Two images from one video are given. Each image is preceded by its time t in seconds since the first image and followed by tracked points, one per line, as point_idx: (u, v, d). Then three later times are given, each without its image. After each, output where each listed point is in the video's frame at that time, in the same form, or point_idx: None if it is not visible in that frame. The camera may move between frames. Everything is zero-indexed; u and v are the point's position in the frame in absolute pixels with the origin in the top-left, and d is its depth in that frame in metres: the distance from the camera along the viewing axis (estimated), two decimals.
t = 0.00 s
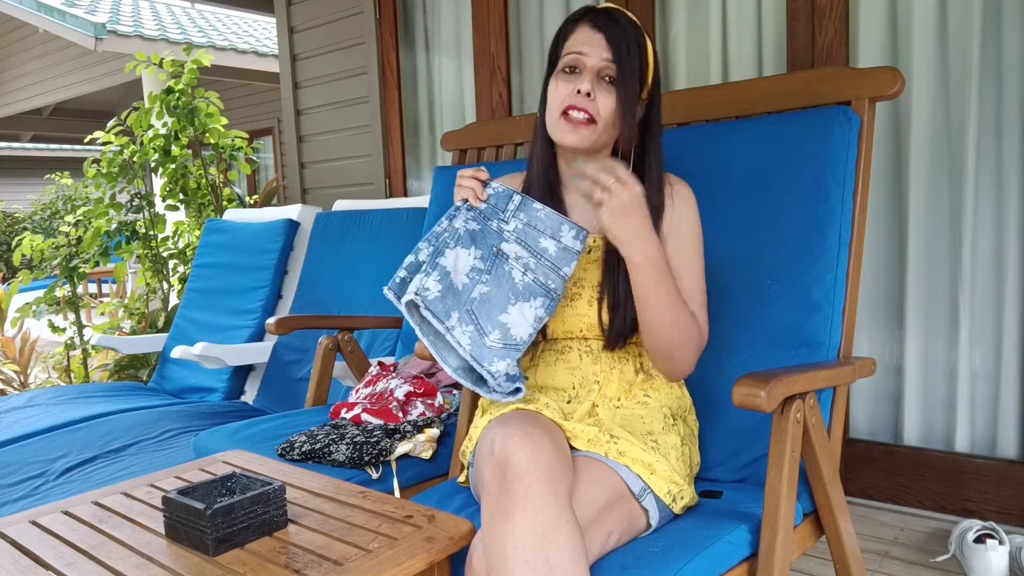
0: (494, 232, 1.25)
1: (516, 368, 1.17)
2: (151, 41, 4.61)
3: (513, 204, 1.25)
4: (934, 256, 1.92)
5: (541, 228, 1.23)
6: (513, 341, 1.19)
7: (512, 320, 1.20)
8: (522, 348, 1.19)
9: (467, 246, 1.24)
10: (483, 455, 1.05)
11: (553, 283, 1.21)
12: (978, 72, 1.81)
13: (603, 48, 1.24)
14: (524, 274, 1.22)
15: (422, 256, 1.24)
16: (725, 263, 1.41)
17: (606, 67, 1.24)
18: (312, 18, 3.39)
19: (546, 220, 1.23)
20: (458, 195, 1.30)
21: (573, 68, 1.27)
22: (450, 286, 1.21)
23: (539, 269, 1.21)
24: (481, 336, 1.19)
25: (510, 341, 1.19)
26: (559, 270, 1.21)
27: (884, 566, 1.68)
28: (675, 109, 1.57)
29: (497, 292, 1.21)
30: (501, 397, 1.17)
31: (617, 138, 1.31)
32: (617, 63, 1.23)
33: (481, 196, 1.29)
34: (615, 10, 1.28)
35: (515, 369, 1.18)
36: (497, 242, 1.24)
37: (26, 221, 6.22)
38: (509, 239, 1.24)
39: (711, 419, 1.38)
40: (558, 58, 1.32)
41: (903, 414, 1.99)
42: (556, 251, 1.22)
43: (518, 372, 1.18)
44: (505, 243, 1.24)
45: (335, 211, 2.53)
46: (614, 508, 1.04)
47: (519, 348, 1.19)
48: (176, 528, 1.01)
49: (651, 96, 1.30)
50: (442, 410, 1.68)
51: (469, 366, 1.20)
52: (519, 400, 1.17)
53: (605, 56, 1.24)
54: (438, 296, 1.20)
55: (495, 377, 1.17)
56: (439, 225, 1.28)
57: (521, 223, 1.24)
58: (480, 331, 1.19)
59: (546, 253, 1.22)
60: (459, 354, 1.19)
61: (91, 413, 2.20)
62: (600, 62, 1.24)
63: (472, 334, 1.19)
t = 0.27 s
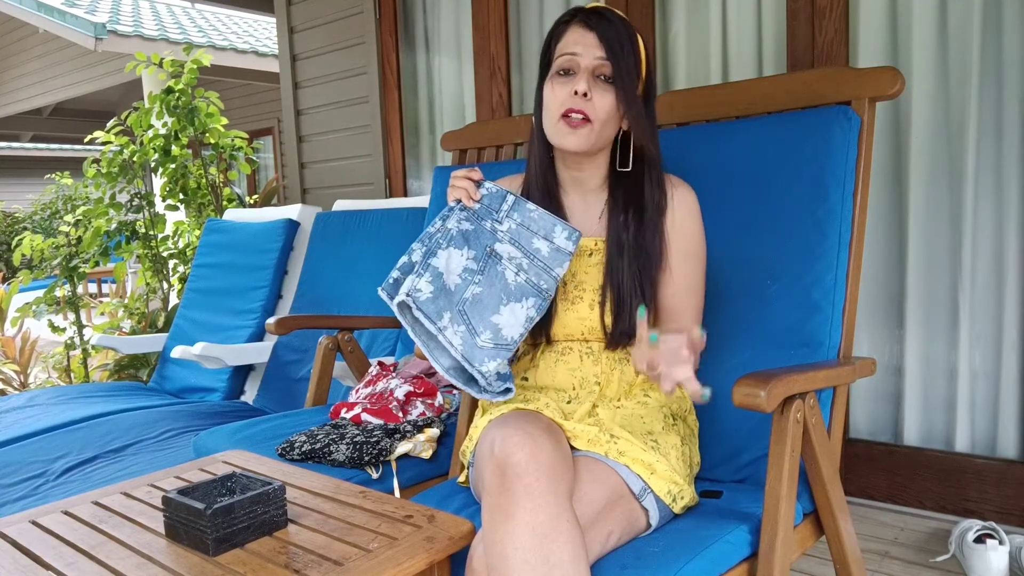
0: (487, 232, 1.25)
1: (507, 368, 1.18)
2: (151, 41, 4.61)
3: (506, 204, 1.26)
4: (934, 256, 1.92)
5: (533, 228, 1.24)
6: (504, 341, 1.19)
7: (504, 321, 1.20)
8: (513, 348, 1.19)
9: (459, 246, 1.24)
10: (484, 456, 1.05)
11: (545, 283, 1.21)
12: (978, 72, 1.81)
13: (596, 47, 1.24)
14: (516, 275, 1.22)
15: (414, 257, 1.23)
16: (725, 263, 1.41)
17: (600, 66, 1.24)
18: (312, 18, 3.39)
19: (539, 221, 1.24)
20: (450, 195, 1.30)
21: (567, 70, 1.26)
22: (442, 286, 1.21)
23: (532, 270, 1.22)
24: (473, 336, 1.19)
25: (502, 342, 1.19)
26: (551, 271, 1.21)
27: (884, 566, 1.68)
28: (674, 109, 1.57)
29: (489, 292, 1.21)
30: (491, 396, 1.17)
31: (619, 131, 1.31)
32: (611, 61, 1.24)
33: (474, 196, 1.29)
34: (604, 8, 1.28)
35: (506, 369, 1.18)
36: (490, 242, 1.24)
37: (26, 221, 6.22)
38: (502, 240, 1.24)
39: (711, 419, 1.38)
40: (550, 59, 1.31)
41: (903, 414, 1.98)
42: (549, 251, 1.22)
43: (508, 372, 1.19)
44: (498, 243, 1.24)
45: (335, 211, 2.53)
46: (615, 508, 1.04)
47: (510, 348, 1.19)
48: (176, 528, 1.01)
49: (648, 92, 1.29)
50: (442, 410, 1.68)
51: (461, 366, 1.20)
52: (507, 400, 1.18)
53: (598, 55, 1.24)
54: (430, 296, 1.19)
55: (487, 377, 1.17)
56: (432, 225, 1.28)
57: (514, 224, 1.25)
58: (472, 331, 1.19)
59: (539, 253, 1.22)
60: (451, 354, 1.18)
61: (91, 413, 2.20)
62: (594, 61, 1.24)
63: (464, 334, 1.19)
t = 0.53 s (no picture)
0: (489, 231, 1.25)
1: (513, 370, 1.18)
2: (151, 41, 4.61)
3: (508, 203, 1.26)
4: (934, 256, 1.92)
5: (536, 227, 1.23)
6: (508, 341, 1.19)
7: (507, 320, 1.19)
8: (517, 348, 1.19)
9: (460, 246, 1.24)
10: (483, 456, 1.05)
11: (549, 282, 1.21)
12: (978, 72, 1.81)
13: (596, 44, 1.24)
14: (519, 274, 1.22)
15: (415, 257, 1.24)
16: (725, 263, 1.41)
17: (601, 62, 1.24)
18: (312, 18, 3.39)
19: (541, 219, 1.23)
20: (451, 194, 1.30)
21: (567, 67, 1.26)
22: (444, 286, 1.21)
23: (535, 269, 1.21)
24: (476, 337, 1.18)
25: (506, 342, 1.19)
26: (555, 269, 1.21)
27: (884, 566, 1.68)
28: (674, 109, 1.57)
29: (492, 292, 1.21)
30: (497, 398, 1.19)
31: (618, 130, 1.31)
32: (612, 58, 1.24)
33: (475, 196, 1.29)
34: (602, 6, 1.28)
35: (511, 370, 1.18)
36: (492, 241, 1.24)
37: (26, 221, 6.22)
38: (504, 239, 1.24)
39: (711, 419, 1.38)
40: (550, 57, 1.30)
41: (903, 414, 1.99)
42: (552, 250, 1.22)
43: (513, 374, 1.19)
44: (500, 242, 1.24)
45: (335, 211, 2.53)
46: (615, 508, 1.04)
47: (515, 349, 1.19)
48: (176, 528, 1.01)
49: (647, 89, 1.29)
50: (442, 410, 1.68)
51: (464, 366, 1.20)
52: (514, 401, 1.19)
53: (598, 52, 1.24)
54: (431, 296, 1.19)
55: (491, 378, 1.17)
56: (433, 224, 1.28)
57: (516, 223, 1.24)
58: (475, 331, 1.19)
59: (542, 252, 1.22)
60: (454, 354, 1.18)
61: (90, 414, 2.20)
62: (594, 58, 1.24)
63: (467, 335, 1.19)
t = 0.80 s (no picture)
0: (489, 234, 1.25)
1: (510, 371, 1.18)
2: (151, 41, 4.61)
3: (509, 206, 1.26)
4: (934, 256, 1.92)
5: (536, 230, 1.24)
6: (507, 344, 1.19)
7: (507, 323, 1.20)
8: (516, 351, 1.19)
9: (461, 249, 1.24)
10: (483, 456, 1.05)
11: (548, 285, 1.21)
12: (978, 72, 1.81)
13: (596, 45, 1.25)
14: (519, 277, 1.22)
15: (416, 260, 1.23)
16: (725, 263, 1.41)
17: (602, 63, 1.24)
18: (312, 18, 3.39)
19: (541, 223, 1.23)
20: (452, 197, 1.30)
21: (567, 68, 1.26)
22: (444, 289, 1.21)
23: (535, 272, 1.22)
24: (475, 339, 1.18)
25: (505, 345, 1.19)
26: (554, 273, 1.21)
27: (884, 566, 1.68)
28: (674, 109, 1.57)
29: (492, 295, 1.21)
30: (495, 400, 1.19)
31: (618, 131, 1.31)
32: (612, 59, 1.24)
33: (476, 198, 1.29)
34: (602, 6, 1.28)
35: (509, 372, 1.19)
36: (492, 244, 1.24)
37: (26, 221, 6.22)
38: (505, 242, 1.24)
39: (711, 419, 1.38)
40: (550, 58, 1.30)
41: (903, 414, 1.98)
42: (551, 253, 1.22)
43: (512, 377, 1.21)
44: (500, 245, 1.24)
45: (335, 211, 2.53)
46: (615, 508, 1.04)
47: (513, 352, 1.19)
48: (176, 528, 1.01)
49: (647, 90, 1.29)
50: (442, 410, 1.68)
51: (463, 369, 1.20)
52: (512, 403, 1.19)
53: (599, 54, 1.24)
54: (432, 299, 1.19)
55: (490, 381, 1.17)
56: (434, 227, 1.28)
57: (516, 226, 1.24)
58: (475, 334, 1.19)
59: (542, 255, 1.22)
60: (453, 357, 1.18)
61: (90, 414, 2.20)
62: (595, 59, 1.24)
63: (466, 338, 1.18)
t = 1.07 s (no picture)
0: (490, 237, 1.25)
1: (512, 373, 1.18)
2: (151, 41, 4.61)
3: (509, 208, 1.26)
4: (934, 256, 1.92)
5: (537, 232, 1.23)
6: (508, 346, 1.19)
7: (507, 326, 1.20)
8: (517, 353, 1.19)
9: (461, 252, 1.24)
10: (483, 455, 1.05)
11: (549, 287, 1.21)
12: (978, 72, 1.81)
13: (602, 46, 1.25)
14: (520, 279, 1.22)
15: (417, 264, 1.24)
16: (726, 263, 1.41)
17: (606, 65, 1.24)
18: (312, 18, 3.39)
19: (542, 225, 1.23)
20: (453, 200, 1.30)
21: (572, 69, 1.26)
22: (445, 293, 1.21)
23: (536, 275, 1.21)
24: (477, 343, 1.19)
25: (506, 347, 1.19)
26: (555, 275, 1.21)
27: (884, 566, 1.68)
28: (674, 109, 1.57)
29: (493, 298, 1.21)
30: (496, 401, 1.17)
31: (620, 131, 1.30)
32: (618, 61, 1.24)
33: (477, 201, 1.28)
34: (607, 6, 1.28)
35: (511, 374, 1.18)
36: (493, 247, 1.24)
37: (25, 221, 6.21)
38: (505, 245, 1.24)
39: (710, 419, 1.38)
40: (553, 57, 1.30)
41: (903, 414, 1.98)
42: (552, 255, 1.22)
43: (513, 378, 1.19)
44: (501, 247, 1.24)
45: (335, 211, 2.53)
46: (615, 508, 1.04)
47: (514, 354, 1.19)
48: (176, 528, 1.01)
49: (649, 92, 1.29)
50: (442, 410, 1.68)
51: (464, 372, 1.20)
52: (514, 404, 1.17)
53: (604, 55, 1.24)
54: (433, 303, 1.19)
55: (491, 383, 1.17)
56: (434, 230, 1.28)
57: (517, 228, 1.24)
58: (476, 337, 1.19)
59: (543, 257, 1.22)
60: (455, 360, 1.19)
61: (90, 414, 2.20)
62: (600, 61, 1.24)
63: (467, 341, 1.19)
